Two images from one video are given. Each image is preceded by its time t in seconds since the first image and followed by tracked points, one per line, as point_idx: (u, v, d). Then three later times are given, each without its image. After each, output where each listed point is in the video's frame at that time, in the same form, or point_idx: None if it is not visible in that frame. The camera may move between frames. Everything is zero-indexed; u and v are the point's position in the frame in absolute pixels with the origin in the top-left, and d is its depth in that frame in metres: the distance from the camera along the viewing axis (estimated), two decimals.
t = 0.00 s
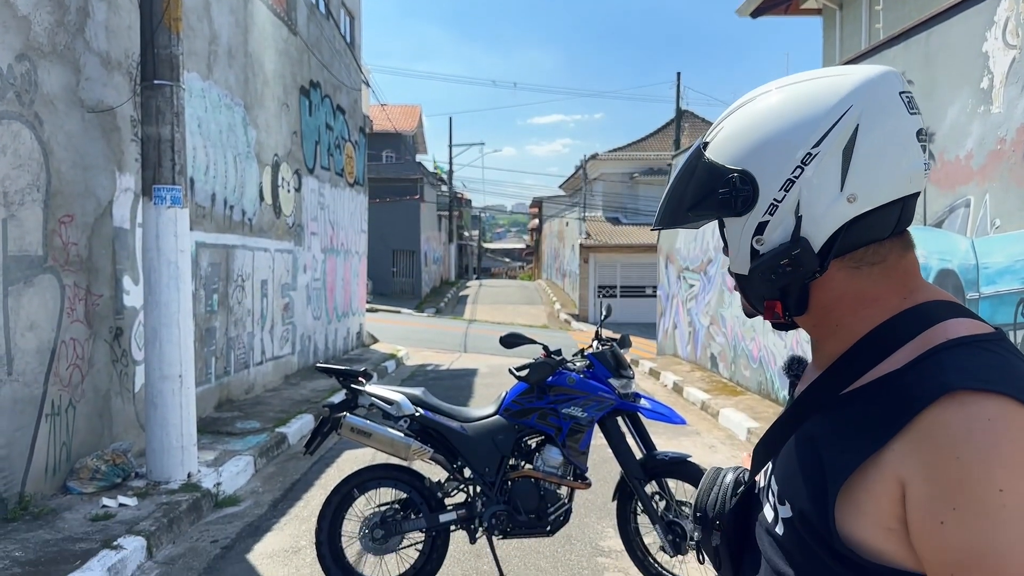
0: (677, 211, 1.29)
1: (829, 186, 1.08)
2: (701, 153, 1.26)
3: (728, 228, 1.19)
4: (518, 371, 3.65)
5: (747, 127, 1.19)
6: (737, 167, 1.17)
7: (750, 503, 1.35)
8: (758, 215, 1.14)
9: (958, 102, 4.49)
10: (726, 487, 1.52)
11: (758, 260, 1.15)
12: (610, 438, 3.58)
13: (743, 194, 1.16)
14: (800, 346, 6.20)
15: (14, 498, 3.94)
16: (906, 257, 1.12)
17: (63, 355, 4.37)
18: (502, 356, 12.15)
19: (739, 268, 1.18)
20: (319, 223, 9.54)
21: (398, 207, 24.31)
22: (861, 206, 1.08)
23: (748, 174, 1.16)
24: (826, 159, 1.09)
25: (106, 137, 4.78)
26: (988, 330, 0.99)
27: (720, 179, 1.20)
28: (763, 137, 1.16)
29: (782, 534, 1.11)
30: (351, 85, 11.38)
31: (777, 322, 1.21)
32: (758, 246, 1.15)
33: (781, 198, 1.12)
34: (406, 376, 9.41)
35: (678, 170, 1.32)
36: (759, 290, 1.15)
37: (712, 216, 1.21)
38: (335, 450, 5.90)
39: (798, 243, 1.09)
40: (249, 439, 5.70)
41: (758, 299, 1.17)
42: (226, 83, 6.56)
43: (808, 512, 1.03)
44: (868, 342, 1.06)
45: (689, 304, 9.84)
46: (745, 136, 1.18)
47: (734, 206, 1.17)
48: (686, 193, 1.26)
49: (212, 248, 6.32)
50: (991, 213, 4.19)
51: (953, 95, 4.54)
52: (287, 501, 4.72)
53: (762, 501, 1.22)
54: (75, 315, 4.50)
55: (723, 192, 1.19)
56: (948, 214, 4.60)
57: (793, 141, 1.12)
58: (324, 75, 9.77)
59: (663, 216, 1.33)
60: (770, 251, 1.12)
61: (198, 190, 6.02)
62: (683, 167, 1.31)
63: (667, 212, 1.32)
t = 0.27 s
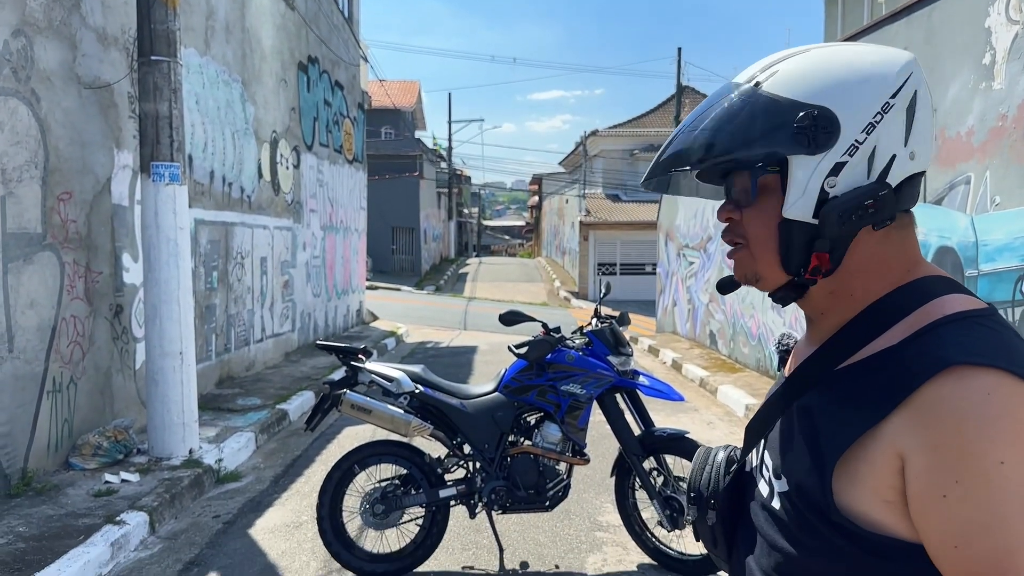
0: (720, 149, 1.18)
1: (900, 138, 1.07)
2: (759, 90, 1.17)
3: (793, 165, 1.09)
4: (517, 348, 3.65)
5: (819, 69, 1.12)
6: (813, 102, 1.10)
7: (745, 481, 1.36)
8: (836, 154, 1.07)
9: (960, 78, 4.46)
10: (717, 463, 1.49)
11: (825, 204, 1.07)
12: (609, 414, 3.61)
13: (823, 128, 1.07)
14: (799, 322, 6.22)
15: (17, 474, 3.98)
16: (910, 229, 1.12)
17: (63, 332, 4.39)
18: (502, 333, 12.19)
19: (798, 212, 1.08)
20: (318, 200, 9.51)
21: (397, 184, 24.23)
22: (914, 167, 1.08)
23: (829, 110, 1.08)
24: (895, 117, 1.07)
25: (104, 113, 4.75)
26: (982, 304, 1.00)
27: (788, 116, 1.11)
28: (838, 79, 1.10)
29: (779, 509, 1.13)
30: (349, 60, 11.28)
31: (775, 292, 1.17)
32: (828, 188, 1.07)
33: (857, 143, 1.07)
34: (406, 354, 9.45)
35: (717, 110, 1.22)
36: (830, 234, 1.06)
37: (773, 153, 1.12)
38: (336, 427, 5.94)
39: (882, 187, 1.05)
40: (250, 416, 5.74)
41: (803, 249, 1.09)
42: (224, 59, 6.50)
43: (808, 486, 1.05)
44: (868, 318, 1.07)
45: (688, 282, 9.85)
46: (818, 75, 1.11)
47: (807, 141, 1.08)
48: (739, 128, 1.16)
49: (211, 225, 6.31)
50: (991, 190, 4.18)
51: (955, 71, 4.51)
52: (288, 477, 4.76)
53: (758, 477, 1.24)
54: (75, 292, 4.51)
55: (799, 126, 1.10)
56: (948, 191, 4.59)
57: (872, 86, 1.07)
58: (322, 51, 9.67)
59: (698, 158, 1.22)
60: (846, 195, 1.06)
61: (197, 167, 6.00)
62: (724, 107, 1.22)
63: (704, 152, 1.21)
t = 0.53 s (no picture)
0: (796, 110, 1.14)
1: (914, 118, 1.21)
2: (821, 55, 1.18)
3: (879, 126, 1.12)
4: (518, 331, 3.67)
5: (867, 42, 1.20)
6: (879, 70, 1.15)
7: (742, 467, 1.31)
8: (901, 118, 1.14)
9: (962, 60, 4.44)
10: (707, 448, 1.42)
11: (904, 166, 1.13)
12: (609, 396, 3.62)
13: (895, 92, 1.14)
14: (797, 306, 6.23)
15: (20, 456, 4.00)
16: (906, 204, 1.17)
17: (65, 315, 4.40)
18: (502, 316, 12.21)
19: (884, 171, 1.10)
20: (317, 183, 9.48)
21: (397, 167, 24.14)
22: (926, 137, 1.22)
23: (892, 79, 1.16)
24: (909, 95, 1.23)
25: (103, 95, 4.72)
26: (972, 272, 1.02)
27: (861, 79, 1.14)
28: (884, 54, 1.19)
29: (785, 486, 1.13)
30: (349, 41, 11.19)
31: (824, 267, 1.13)
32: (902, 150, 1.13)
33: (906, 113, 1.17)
34: (407, 337, 9.47)
35: (773, 76, 1.19)
36: (915, 190, 1.12)
37: (855, 115, 1.12)
38: (337, 409, 5.97)
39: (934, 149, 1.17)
40: (251, 398, 5.77)
41: (882, 212, 1.10)
42: (223, 40, 6.46)
43: (815, 458, 1.05)
44: (868, 289, 1.08)
45: (689, 265, 9.85)
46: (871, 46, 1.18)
47: (885, 103, 1.13)
48: (817, 88, 1.14)
49: (211, 208, 6.30)
50: (992, 173, 4.17)
51: (957, 53, 4.48)
52: (290, 459, 4.79)
53: (754, 458, 1.24)
54: (76, 275, 4.51)
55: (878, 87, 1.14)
56: (949, 174, 4.57)
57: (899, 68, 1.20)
58: (321, 32, 9.60)
59: (765, 121, 1.16)
60: (919, 156, 1.14)
61: (196, 150, 5.98)
62: (779, 73, 1.19)
63: (774, 115, 1.15)
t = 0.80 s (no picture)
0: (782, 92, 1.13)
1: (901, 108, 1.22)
2: (813, 36, 1.16)
3: (864, 113, 1.12)
4: (517, 322, 3.65)
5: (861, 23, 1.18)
6: (869, 53, 1.15)
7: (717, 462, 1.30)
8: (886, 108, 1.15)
9: (964, 49, 4.42)
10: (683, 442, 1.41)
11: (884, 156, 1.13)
12: (609, 387, 3.63)
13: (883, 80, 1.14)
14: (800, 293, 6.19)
15: (21, 447, 4.01)
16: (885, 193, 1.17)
17: (64, 305, 4.39)
18: (502, 307, 12.21)
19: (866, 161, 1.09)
20: (317, 173, 9.46)
21: (397, 157, 24.08)
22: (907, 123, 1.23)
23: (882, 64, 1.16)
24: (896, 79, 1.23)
25: (101, 85, 4.70)
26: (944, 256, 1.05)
27: (850, 63, 1.13)
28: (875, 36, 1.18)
29: (768, 478, 1.12)
30: (348, 30, 11.13)
31: (797, 255, 1.13)
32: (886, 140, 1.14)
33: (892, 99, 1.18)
34: (407, 327, 9.48)
35: (762, 56, 1.18)
36: (895, 183, 1.12)
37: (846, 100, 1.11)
38: (337, 399, 5.98)
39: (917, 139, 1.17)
40: (251, 389, 5.78)
41: (861, 202, 1.10)
42: (221, 29, 6.42)
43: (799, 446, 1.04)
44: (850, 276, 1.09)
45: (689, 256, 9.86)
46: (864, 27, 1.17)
47: (873, 89, 1.13)
48: (805, 70, 1.12)
49: (210, 198, 6.28)
50: (993, 163, 4.16)
51: (959, 42, 4.46)
52: (290, 449, 4.81)
53: (735, 453, 1.23)
54: (75, 266, 4.51)
55: (866, 74, 1.13)
56: (950, 164, 4.56)
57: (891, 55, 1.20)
58: (320, 21, 9.54)
59: (750, 101, 1.15)
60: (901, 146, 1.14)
61: (195, 140, 5.96)
62: (767, 53, 1.18)
63: (760, 97, 1.15)
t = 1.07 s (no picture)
0: (761, 81, 1.12)
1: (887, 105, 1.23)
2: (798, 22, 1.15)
3: (847, 111, 1.12)
4: (517, 318, 3.65)
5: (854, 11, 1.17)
6: (861, 46, 1.14)
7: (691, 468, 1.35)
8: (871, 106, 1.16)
9: (965, 45, 4.40)
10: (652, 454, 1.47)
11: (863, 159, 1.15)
12: (609, 383, 3.63)
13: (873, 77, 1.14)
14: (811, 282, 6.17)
15: (21, 443, 4.01)
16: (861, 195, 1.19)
17: (64, 302, 4.39)
18: (502, 303, 12.21)
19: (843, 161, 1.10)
20: (316, 169, 9.45)
21: (397, 153, 24.06)
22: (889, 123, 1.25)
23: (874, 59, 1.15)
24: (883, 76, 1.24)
25: (100, 81, 4.69)
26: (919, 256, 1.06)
27: (837, 54, 1.12)
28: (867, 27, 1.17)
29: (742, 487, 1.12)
30: (347, 26, 11.10)
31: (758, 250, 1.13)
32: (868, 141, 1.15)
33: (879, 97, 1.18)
34: (407, 323, 9.47)
35: (742, 41, 1.16)
36: (871, 189, 1.14)
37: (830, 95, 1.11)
38: (337, 396, 5.98)
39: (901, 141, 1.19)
40: (251, 385, 5.77)
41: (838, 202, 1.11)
42: (220, 24, 6.40)
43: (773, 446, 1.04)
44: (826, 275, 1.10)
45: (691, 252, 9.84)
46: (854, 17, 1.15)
47: (860, 86, 1.13)
48: (785, 60, 1.11)
49: (209, 194, 6.27)
50: (993, 159, 4.14)
51: (960, 38, 4.45)
52: (290, 445, 4.80)
53: (707, 460, 1.24)
54: (75, 262, 4.50)
55: (854, 69, 1.13)
56: (950, 160, 4.54)
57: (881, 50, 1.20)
58: (320, 16, 9.52)
59: (728, 88, 1.14)
60: (882, 149, 1.16)
61: (194, 136, 5.95)
62: (748, 37, 1.16)
63: (738, 84, 1.13)
